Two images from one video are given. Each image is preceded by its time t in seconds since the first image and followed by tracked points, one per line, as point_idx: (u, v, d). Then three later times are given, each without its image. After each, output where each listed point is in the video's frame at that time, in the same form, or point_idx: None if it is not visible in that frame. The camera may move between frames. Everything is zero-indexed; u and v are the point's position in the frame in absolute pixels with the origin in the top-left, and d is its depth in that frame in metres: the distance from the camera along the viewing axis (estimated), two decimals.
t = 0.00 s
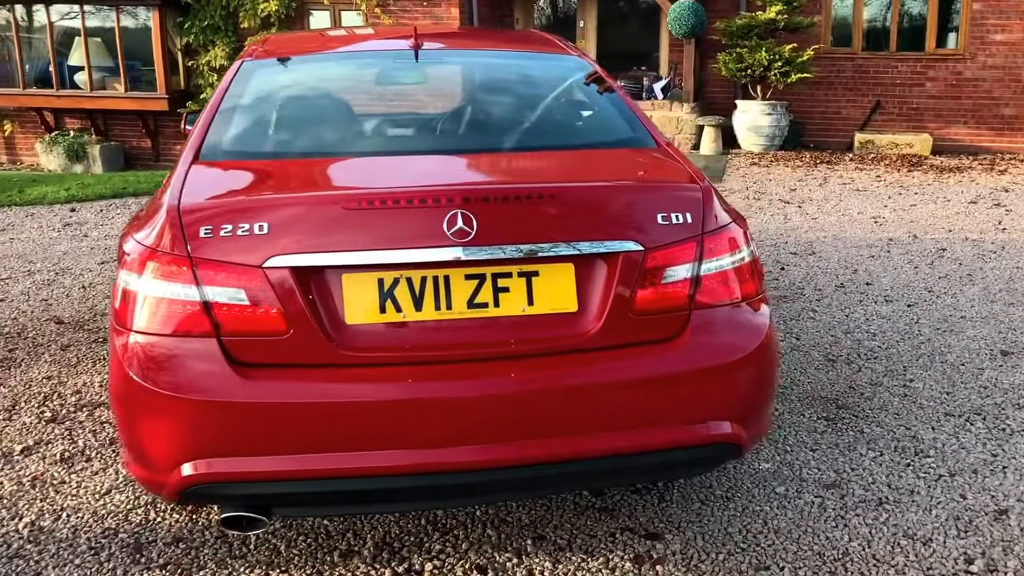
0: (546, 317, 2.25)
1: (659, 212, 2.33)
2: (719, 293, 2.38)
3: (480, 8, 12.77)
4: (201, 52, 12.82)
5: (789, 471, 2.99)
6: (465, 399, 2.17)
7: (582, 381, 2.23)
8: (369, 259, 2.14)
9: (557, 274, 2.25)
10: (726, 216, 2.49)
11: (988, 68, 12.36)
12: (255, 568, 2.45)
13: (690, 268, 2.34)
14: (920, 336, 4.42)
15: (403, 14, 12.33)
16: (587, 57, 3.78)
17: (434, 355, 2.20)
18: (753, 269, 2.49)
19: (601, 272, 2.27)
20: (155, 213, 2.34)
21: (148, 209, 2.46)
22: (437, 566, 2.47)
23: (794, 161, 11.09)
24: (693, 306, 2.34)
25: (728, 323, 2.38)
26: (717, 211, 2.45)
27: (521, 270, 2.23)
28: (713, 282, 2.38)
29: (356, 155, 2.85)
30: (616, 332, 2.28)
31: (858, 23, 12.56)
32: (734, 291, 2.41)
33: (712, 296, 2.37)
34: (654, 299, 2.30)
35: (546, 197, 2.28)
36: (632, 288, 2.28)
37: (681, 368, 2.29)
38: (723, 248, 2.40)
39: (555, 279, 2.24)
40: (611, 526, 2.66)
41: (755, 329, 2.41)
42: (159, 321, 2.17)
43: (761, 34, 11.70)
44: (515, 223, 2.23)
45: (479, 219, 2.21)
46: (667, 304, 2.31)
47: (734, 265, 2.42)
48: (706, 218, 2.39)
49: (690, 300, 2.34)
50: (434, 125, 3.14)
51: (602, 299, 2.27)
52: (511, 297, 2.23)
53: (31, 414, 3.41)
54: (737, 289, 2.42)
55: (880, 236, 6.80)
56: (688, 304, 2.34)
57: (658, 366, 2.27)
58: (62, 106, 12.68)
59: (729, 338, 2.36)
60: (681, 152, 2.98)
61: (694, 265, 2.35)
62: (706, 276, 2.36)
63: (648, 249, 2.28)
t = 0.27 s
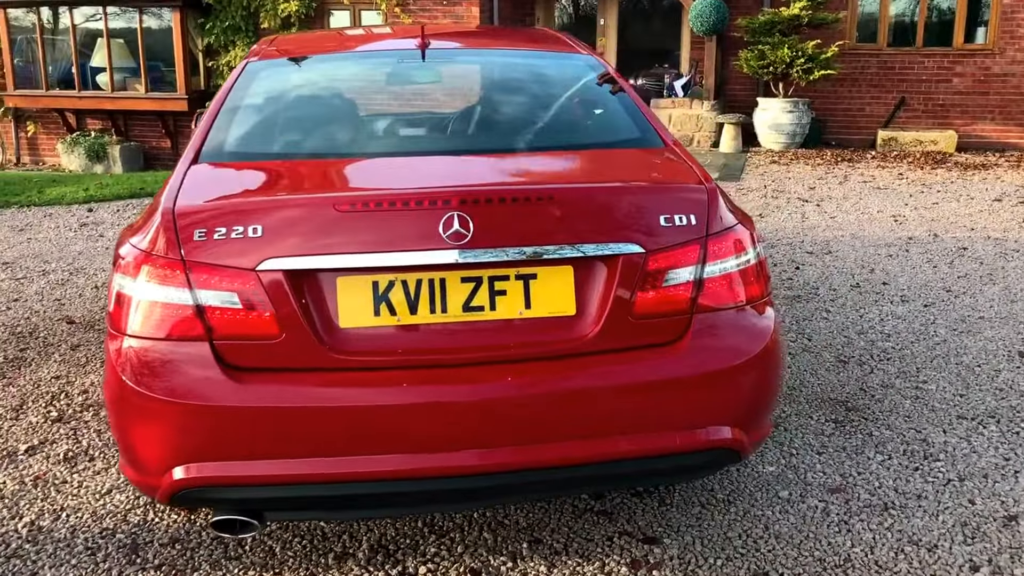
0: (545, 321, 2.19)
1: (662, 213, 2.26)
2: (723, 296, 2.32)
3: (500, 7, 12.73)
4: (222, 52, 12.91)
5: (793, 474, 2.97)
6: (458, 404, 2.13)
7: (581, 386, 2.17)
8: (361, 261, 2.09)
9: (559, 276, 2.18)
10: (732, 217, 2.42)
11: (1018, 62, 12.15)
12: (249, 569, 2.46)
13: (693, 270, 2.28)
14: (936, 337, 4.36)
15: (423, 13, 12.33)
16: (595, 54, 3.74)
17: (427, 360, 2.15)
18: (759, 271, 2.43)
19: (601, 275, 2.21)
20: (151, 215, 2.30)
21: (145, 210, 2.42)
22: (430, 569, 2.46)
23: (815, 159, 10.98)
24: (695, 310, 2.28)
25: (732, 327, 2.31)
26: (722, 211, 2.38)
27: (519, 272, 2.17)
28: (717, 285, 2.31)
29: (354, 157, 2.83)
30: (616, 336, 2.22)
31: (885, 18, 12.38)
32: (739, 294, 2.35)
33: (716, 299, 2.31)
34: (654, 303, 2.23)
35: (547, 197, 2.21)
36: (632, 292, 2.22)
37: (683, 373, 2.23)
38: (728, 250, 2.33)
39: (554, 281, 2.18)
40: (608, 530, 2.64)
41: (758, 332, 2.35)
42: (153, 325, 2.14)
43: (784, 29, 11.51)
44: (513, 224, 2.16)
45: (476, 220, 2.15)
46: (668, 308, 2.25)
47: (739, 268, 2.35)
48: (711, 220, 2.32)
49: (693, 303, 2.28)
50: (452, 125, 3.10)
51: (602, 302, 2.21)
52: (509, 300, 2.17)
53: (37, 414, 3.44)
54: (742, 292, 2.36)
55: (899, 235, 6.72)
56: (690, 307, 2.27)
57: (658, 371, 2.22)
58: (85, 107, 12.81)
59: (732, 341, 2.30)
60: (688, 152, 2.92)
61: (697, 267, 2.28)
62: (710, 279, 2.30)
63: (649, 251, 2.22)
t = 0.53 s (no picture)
0: (543, 324, 2.16)
1: (665, 216, 2.22)
2: (728, 300, 2.28)
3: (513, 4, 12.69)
4: (234, 50, 12.93)
5: (800, 478, 2.92)
6: (455, 408, 2.09)
7: (580, 391, 2.14)
8: (357, 263, 2.06)
9: (558, 279, 2.15)
10: (738, 219, 2.37)
11: None
12: (247, 570, 2.44)
13: (696, 274, 2.24)
14: (950, 339, 4.30)
15: (436, 10, 12.30)
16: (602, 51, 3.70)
17: (424, 363, 2.12)
18: (765, 274, 2.39)
19: (601, 278, 2.17)
20: (146, 217, 2.29)
21: (141, 211, 2.41)
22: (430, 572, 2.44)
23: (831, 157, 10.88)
24: (698, 314, 2.24)
25: (738, 331, 2.27)
26: (727, 214, 2.34)
27: (517, 275, 2.14)
28: (721, 288, 2.27)
29: (357, 157, 2.80)
30: (616, 340, 2.18)
31: (903, 15, 12.25)
32: (744, 297, 2.31)
33: (720, 303, 2.27)
34: (656, 307, 2.19)
35: (547, 199, 2.18)
36: (633, 295, 2.18)
37: (685, 377, 2.19)
38: (733, 253, 2.29)
39: (552, 284, 2.15)
40: (611, 533, 2.61)
41: (763, 336, 2.30)
42: (147, 327, 2.12)
43: (801, 26, 11.41)
44: (511, 226, 2.13)
45: (474, 223, 2.11)
46: (670, 312, 2.21)
47: (744, 271, 2.31)
48: (716, 223, 2.28)
49: (696, 307, 2.23)
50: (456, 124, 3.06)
51: (602, 306, 2.17)
52: (507, 304, 2.14)
53: (41, 412, 3.43)
54: (748, 295, 2.31)
55: (914, 234, 6.65)
56: (693, 311, 2.23)
57: (659, 376, 2.17)
58: (97, 104, 12.85)
59: (736, 345, 2.25)
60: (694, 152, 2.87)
61: (700, 271, 2.24)
62: (714, 282, 2.26)
63: (651, 254, 2.18)
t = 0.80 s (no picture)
0: (539, 325, 2.11)
1: (663, 215, 2.18)
2: (729, 300, 2.23)
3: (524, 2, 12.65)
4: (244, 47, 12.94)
5: (807, 481, 2.87)
6: (450, 410, 2.05)
7: (577, 392, 2.09)
8: (350, 262, 2.02)
9: (554, 279, 2.11)
10: (738, 218, 2.32)
11: None
12: (245, 571, 2.41)
13: (696, 274, 2.19)
14: (961, 341, 4.23)
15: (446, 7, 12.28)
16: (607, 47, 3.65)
17: (418, 364, 2.08)
18: (767, 275, 2.34)
19: (598, 278, 2.13)
20: (137, 215, 2.26)
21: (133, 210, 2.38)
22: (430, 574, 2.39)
23: (844, 156, 10.78)
24: (697, 315, 2.19)
25: (740, 333, 2.22)
26: (729, 213, 2.29)
27: (512, 275, 2.09)
28: (721, 289, 2.22)
29: (357, 154, 2.76)
30: (614, 341, 2.13)
31: (918, 12, 12.12)
32: (746, 298, 2.26)
33: (721, 304, 2.22)
34: (654, 308, 2.15)
35: (544, 198, 2.13)
36: (631, 295, 2.13)
37: (684, 380, 2.14)
38: (734, 253, 2.24)
39: (548, 284, 2.11)
40: (614, 537, 2.56)
41: (764, 338, 2.25)
42: (136, 326, 2.09)
43: (814, 23, 11.32)
44: (507, 225, 2.09)
45: (468, 221, 2.07)
46: (668, 313, 2.16)
47: (746, 271, 2.26)
48: (716, 221, 2.23)
49: (696, 308, 2.19)
50: (461, 123, 3.02)
51: (598, 307, 2.13)
52: (502, 304, 2.10)
53: (43, 410, 3.41)
54: (749, 296, 2.26)
55: (927, 235, 6.55)
56: (693, 312, 2.18)
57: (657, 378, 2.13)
58: (106, 101, 12.87)
59: (737, 348, 2.21)
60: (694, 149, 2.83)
61: (700, 271, 2.19)
62: (714, 282, 2.21)
63: (650, 254, 2.14)
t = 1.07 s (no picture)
0: (538, 325, 2.08)
1: (663, 213, 2.14)
2: (730, 301, 2.19)
3: None
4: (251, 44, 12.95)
5: (812, 485, 2.82)
6: (446, 411, 2.01)
7: (577, 394, 2.05)
8: (344, 261, 1.99)
9: (553, 279, 2.07)
10: (740, 217, 2.29)
11: None
12: (242, 573, 2.38)
13: (696, 274, 2.15)
14: (972, 342, 4.17)
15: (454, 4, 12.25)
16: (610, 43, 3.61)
17: (414, 365, 2.04)
18: (769, 275, 2.30)
19: (598, 278, 2.10)
20: (131, 213, 2.24)
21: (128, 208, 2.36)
22: None
23: (855, 154, 10.71)
24: (697, 316, 2.15)
25: (742, 334, 2.18)
26: (732, 212, 2.25)
27: (511, 274, 2.06)
28: (723, 289, 2.18)
29: (357, 151, 2.73)
30: (614, 342, 2.10)
31: (930, 9, 12.03)
32: (748, 298, 2.22)
33: (724, 305, 2.18)
34: (654, 308, 2.11)
35: (543, 196, 2.10)
36: (632, 296, 2.10)
37: (685, 381, 2.10)
38: (736, 252, 2.20)
39: (547, 284, 2.07)
40: (615, 540, 2.52)
41: (766, 339, 2.21)
42: (130, 325, 2.06)
43: (825, 19, 11.24)
44: (505, 224, 2.06)
45: (465, 220, 2.04)
46: (668, 314, 2.12)
47: (747, 271, 2.22)
48: (717, 221, 2.19)
49: (697, 309, 2.15)
50: (464, 121, 2.98)
51: (598, 307, 2.09)
52: (500, 304, 2.06)
53: (44, 409, 3.40)
54: (751, 297, 2.23)
55: (938, 234, 6.49)
56: (694, 313, 2.15)
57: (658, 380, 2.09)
58: (112, 98, 12.89)
59: (740, 349, 2.17)
60: (695, 148, 2.79)
61: (700, 271, 2.15)
62: (714, 283, 2.17)
63: (651, 253, 2.10)
